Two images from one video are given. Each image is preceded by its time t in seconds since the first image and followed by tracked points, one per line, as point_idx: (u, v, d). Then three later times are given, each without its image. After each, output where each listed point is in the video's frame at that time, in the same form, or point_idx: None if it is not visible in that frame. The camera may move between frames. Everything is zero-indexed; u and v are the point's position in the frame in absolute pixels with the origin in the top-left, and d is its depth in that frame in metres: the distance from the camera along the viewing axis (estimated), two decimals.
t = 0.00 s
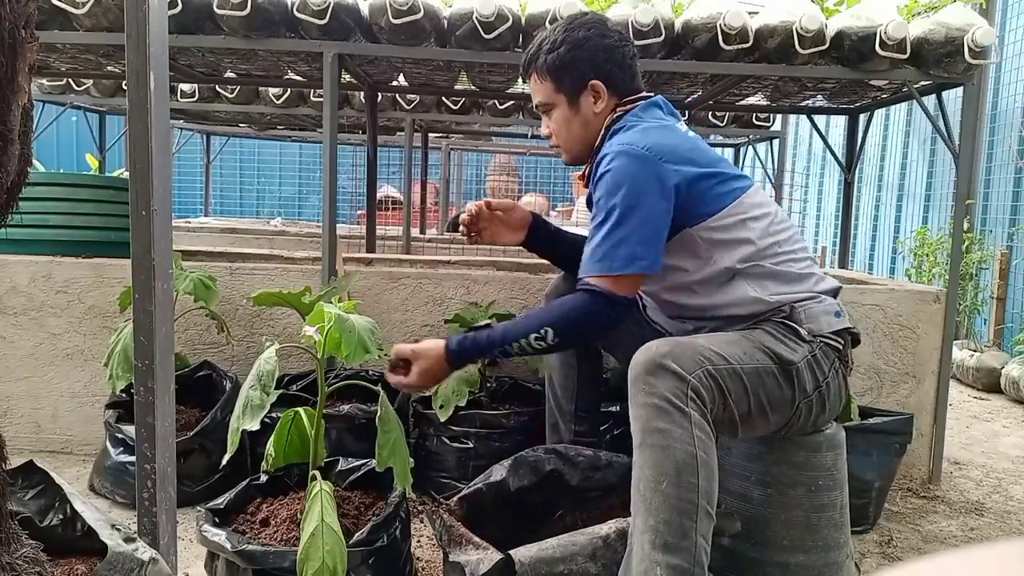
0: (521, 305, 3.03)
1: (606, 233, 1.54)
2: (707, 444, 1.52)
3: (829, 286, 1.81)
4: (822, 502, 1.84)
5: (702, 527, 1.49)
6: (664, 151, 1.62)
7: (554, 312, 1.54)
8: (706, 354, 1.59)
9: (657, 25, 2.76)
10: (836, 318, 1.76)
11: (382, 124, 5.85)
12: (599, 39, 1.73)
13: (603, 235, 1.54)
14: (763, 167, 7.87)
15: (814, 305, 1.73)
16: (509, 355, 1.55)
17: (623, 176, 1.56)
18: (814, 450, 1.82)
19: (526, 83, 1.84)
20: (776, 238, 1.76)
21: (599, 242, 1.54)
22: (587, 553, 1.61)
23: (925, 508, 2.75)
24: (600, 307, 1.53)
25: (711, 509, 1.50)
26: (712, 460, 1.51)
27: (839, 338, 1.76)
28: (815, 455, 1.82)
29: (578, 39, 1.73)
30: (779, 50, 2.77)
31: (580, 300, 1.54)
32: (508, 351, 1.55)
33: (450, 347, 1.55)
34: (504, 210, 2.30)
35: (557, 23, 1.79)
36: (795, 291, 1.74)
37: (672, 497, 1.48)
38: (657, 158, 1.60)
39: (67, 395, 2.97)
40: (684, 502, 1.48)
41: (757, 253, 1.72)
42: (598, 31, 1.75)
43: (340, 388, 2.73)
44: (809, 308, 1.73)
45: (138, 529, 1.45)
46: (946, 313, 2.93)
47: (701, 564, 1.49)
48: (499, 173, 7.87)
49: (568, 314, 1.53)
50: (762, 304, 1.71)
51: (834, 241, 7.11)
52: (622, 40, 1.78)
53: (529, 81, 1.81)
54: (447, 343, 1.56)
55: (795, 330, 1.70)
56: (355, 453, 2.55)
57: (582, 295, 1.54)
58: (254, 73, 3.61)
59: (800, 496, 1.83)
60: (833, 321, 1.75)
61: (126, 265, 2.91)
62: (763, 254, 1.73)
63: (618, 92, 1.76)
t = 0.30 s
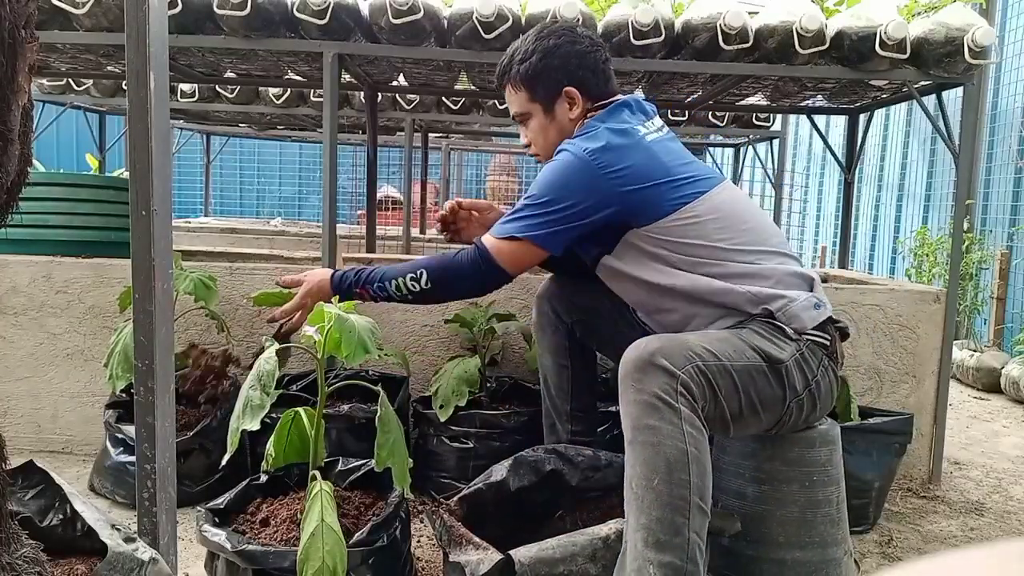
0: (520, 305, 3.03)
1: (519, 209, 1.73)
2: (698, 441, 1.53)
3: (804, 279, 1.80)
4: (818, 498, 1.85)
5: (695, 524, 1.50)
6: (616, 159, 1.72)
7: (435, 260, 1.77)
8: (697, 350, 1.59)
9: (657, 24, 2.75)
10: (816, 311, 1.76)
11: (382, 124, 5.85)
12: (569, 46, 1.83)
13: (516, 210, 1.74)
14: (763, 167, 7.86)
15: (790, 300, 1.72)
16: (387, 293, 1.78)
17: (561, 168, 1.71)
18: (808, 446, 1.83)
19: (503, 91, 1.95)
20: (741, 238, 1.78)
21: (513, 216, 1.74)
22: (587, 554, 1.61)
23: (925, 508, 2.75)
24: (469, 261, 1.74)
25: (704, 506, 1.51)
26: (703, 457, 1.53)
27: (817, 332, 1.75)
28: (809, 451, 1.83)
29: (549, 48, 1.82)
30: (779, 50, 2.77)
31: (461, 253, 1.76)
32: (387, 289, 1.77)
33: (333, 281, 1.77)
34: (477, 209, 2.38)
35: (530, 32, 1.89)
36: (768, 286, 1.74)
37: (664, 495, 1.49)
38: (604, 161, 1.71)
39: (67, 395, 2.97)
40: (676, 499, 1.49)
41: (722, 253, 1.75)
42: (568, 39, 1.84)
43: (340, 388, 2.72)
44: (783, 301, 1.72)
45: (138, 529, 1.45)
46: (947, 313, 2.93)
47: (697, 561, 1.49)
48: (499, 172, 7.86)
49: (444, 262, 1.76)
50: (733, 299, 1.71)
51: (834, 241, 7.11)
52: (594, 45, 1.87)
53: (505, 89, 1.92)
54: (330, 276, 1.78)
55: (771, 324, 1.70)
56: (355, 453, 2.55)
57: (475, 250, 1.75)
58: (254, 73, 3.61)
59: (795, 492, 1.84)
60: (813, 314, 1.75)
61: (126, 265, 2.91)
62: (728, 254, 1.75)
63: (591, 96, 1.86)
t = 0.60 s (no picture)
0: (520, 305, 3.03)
1: (608, 239, 1.49)
2: (687, 436, 1.53)
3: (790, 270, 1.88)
4: (809, 482, 1.94)
5: (684, 519, 1.49)
6: (650, 149, 1.60)
7: (578, 324, 1.50)
8: (682, 347, 1.61)
9: (657, 24, 2.75)
10: (802, 303, 1.85)
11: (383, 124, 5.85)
12: (565, 34, 1.69)
13: (603, 239, 1.49)
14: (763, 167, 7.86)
15: (779, 292, 1.81)
16: (543, 374, 1.49)
17: (614, 173, 1.52)
18: (797, 432, 1.92)
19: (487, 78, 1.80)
20: (737, 229, 1.78)
21: (600, 248, 1.49)
22: (587, 554, 1.61)
23: (925, 508, 2.75)
24: (622, 311, 1.48)
25: (693, 501, 1.51)
26: (692, 452, 1.52)
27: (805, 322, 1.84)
28: (797, 436, 1.92)
29: (543, 34, 1.68)
30: (779, 50, 2.77)
31: (602, 310, 1.49)
32: (542, 369, 1.49)
33: (478, 381, 1.48)
34: (411, 272, 2.21)
35: (521, 16, 1.74)
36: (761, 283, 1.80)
37: (654, 492, 1.48)
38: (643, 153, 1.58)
39: (67, 395, 2.97)
40: (665, 495, 1.48)
41: (723, 249, 1.75)
42: (563, 26, 1.71)
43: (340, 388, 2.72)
44: (773, 296, 1.80)
45: (138, 529, 1.45)
46: (946, 313, 2.93)
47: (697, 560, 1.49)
48: (499, 172, 7.86)
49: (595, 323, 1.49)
50: (735, 302, 1.77)
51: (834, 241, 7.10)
52: (589, 35, 1.74)
53: (491, 75, 1.77)
54: (472, 377, 1.50)
55: (766, 322, 1.76)
56: (355, 453, 2.55)
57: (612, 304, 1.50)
58: (254, 73, 3.61)
59: (787, 479, 1.93)
60: (799, 305, 1.84)
61: (125, 265, 2.91)
62: (730, 251, 1.77)
63: (584, 90, 1.73)
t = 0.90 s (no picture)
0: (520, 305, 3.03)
1: (622, 262, 1.60)
2: (740, 447, 1.62)
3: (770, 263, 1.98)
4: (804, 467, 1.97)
5: (730, 534, 1.60)
6: (619, 162, 1.71)
7: (630, 370, 1.66)
8: (740, 351, 1.66)
9: (657, 24, 2.75)
10: (789, 296, 1.94)
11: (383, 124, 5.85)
12: (504, 80, 1.71)
13: (617, 263, 1.60)
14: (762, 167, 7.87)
15: (771, 289, 1.90)
16: (628, 439, 1.65)
17: (604, 195, 1.63)
18: (785, 420, 1.94)
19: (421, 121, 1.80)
20: (718, 227, 1.89)
21: (619, 271, 1.60)
22: (587, 554, 1.61)
23: (925, 508, 2.75)
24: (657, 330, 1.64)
25: (737, 514, 1.61)
26: (743, 466, 1.62)
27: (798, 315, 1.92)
28: (786, 425, 1.94)
29: (483, 78, 1.69)
30: (779, 51, 2.77)
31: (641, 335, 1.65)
32: (624, 436, 1.65)
33: (582, 489, 1.64)
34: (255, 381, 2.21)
35: (456, 58, 1.74)
36: (755, 279, 1.88)
37: (707, 503, 1.58)
38: (616, 167, 1.68)
39: (67, 395, 2.97)
40: (716, 508, 1.58)
41: (708, 245, 1.84)
42: (502, 68, 1.72)
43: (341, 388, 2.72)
44: (767, 292, 1.88)
45: (138, 529, 1.45)
46: (947, 313, 2.93)
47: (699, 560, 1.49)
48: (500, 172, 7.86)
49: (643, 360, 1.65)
50: (737, 297, 1.82)
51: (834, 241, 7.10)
52: (529, 78, 1.76)
53: (426, 120, 1.78)
54: (575, 488, 1.65)
55: (770, 317, 1.82)
56: (355, 453, 2.55)
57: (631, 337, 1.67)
58: (254, 73, 3.61)
59: (784, 468, 1.93)
60: (786, 297, 1.92)
61: (125, 265, 2.90)
62: (716, 247, 1.86)
63: (523, 136, 1.76)
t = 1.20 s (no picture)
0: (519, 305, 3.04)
1: (602, 296, 1.62)
2: (743, 445, 1.61)
3: (753, 257, 1.97)
4: (798, 459, 1.95)
5: (731, 533, 1.59)
6: (580, 189, 1.70)
7: (632, 406, 1.75)
8: (743, 348, 1.66)
9: (657, 24, 2.75)
10: (774, 293, 1.96)
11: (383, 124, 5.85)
12: (453, 137, 1.67)
13: (599, 295, 1.62)
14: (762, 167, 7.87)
15: (758, 288, 1.91)
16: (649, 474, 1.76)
17: (573, 229, 1.62)
18: (777, 416, 1.91)
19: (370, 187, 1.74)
20: (694, 229, 1.88)
21: (602, 303, 1.62)
22: (587, 553, 1.61)
23: (925, 508, 2.76)
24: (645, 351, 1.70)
25: (738, 514, 1.61)
26: (745, 464, 1.62)
27: (780, 310, 1.96)
28: (778, 420, 1.91)
29: (430, 140, 1.65)
30: (780, 51, 2.77)
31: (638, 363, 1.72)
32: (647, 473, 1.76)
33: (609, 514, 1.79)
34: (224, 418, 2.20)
35: (398, 119, 1.68)
36: (740, 278, 1.88)
37: (710, 502, 1.57)
38: (580, 197, 1.67)
39: (67, 395, 2.97)
40: (718, 507, 1.57)
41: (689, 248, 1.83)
42: (445, 123, 1.68)
43: (340, 388, 2.72)
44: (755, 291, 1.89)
45: (138, 529, 1.45)
46: (946, 313, 2.93)
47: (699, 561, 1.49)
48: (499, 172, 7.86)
49: (640, 396, 1.75)
50: (725, 298, 1.81)
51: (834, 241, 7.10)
52: (473, 126, 1.72)
53: (376, 188, 1.72)
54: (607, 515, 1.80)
55: (759, 314, 1.84)
56: (355, 454, 2.55)
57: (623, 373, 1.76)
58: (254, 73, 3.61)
59: (779, 464, 1.91)
60: (770, 293, 1.94)
61: (125, 265, 2.90)
62: (697, 249, 1.85)
63: (480, 186, 1.74)
